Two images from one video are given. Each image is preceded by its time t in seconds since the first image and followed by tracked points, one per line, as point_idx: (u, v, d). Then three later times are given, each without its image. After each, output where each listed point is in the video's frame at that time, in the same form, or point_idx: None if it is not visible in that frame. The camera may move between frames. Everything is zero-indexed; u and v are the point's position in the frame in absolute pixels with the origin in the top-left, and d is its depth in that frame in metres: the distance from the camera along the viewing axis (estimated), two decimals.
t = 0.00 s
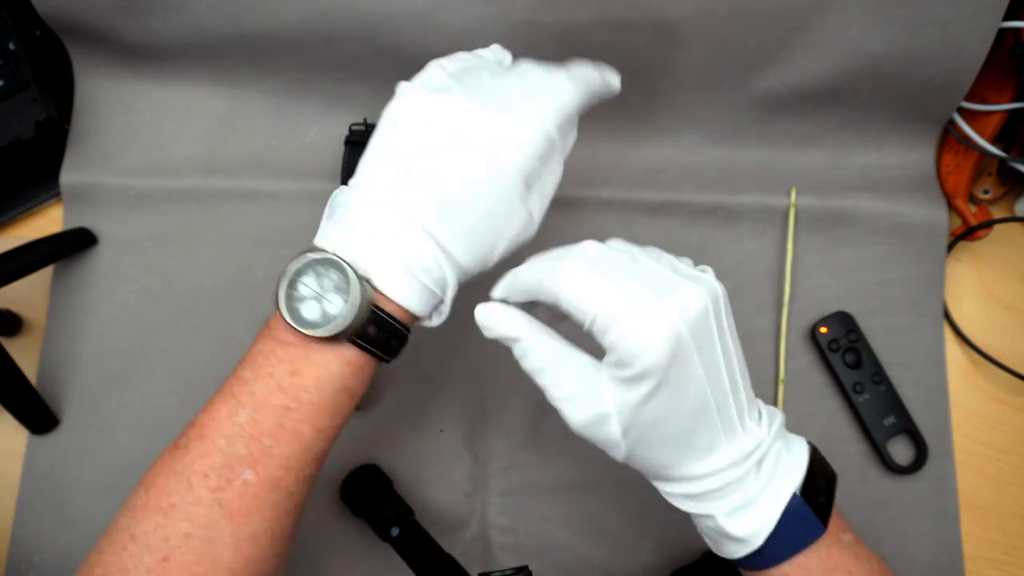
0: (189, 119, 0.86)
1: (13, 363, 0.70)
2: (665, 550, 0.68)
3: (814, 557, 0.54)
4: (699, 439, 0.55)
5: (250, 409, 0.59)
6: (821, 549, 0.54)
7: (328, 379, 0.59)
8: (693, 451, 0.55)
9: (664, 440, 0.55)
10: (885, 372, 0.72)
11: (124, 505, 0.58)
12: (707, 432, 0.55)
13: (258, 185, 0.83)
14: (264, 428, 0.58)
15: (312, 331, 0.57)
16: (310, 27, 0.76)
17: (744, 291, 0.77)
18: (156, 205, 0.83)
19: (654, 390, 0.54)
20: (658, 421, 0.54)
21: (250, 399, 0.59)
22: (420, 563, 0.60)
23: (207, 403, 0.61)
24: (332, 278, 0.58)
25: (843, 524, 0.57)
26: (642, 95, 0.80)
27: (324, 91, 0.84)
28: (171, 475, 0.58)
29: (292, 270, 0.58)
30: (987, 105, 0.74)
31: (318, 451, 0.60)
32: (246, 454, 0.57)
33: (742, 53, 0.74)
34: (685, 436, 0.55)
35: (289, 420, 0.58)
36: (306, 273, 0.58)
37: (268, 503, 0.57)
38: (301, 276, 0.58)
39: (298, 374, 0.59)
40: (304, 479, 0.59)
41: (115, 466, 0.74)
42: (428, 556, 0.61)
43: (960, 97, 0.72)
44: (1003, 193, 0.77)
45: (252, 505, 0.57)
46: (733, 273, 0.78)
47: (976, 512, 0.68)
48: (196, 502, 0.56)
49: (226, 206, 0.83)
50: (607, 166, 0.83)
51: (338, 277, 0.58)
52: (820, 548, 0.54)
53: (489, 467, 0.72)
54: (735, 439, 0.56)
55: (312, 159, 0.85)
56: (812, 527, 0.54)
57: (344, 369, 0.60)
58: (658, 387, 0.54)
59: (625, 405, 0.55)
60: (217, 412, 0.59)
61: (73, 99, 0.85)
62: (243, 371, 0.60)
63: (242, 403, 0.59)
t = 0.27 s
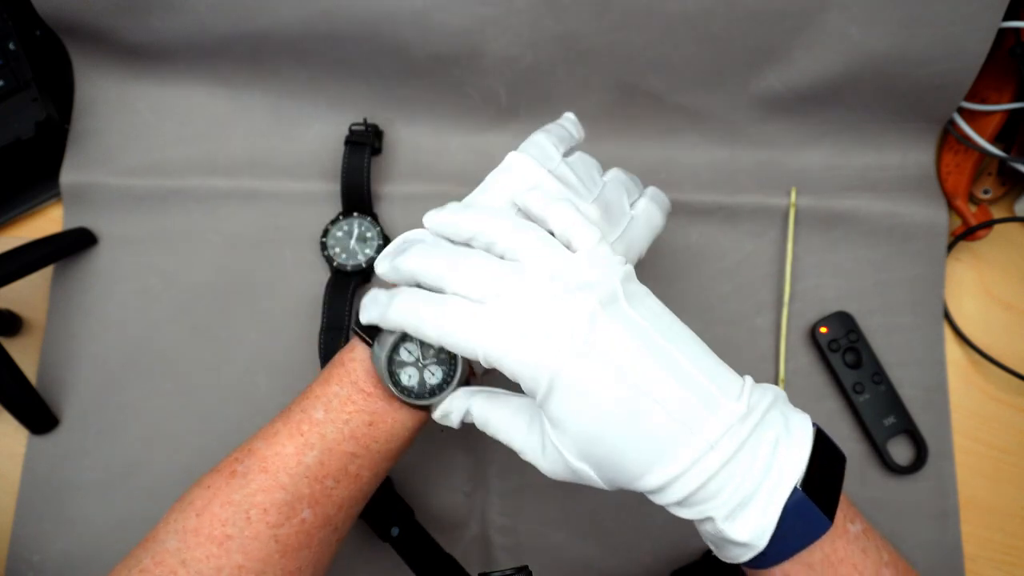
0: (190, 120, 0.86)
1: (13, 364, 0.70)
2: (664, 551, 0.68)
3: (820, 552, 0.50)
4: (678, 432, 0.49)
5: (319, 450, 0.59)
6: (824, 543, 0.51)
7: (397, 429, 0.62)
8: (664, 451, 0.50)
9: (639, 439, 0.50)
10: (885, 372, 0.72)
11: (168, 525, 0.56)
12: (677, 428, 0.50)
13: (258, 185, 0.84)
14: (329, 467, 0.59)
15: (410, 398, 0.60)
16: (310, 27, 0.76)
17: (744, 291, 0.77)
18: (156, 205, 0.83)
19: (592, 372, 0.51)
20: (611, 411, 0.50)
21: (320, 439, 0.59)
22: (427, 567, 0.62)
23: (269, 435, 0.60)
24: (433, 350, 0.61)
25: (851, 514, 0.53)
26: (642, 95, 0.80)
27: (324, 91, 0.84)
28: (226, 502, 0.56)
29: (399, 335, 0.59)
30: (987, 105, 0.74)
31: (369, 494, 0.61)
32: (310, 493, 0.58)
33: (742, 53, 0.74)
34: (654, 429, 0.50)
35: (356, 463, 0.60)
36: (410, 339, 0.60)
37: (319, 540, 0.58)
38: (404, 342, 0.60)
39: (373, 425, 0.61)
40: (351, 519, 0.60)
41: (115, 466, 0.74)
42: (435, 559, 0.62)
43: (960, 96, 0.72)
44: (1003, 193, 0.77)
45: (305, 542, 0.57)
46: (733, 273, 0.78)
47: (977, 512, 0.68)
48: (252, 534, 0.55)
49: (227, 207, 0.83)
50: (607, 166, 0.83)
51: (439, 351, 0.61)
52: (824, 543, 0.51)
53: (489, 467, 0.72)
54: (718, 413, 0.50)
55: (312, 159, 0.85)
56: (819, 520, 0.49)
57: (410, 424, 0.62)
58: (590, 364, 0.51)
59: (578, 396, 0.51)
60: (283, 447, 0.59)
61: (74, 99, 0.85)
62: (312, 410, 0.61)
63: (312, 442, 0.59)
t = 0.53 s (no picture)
0: (190, 120, 0.86)
1: (13, 364, 0.70)
2: (664, 551, 0.68)
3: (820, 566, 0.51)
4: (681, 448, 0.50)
5: (322, 448, 0.59)
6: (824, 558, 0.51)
7: (402, 428, 0.61)
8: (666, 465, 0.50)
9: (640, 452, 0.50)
10: (885, 373, 0.72)
11: (179, 521, 0.57)
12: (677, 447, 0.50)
13: (258, 185, 0.84)
14: (333, 465, 0.59)
15: (412, 396, 0.59)
16: (310, 27, 0.76)
17: (744, 291, 0.77)
18: (156, 205, 0.83)
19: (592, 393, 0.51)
20: (613, 422, 0.50)
21: (323, 437, 0.59)
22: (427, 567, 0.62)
23: (275, 433, 0.60)
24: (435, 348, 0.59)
25: (854, 528, 0.53)
26: (643, 95, 0.80)
27: (324, 91, 0.84)
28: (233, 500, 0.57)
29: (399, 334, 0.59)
30: (987, 105, 0.74)
31: (376, 495, 0.61)
32: (313, 491, 0.58)
33: (742, 53, 0.74)
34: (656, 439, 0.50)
35: (360, 462, 0.59)
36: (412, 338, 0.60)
37: (323, 540, 0.58)
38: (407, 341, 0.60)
39: (375, 422, 0.60)
40: (358, 519, 0.60)
41: (115, 466, 0.74)
42: (433, 558, 0.62)
43: (959, 96, 0.72)
44: (1003, 193, 0.77)
45: (309, 540, 0.57)
46: (733, 273, 0.78)
47: (976, 512, 0.68)
48: (258, 531, 0.56)
49: (227, 206, 0.83)
50: (607, 166, 0.83)
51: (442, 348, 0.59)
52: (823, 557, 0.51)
53: (489, 468, 0.72)
54: (723, 429, 0.50)
55: (312, 159, 0.85)
56: (817, 535, 0.49)
57: (415, 423, 0.62)
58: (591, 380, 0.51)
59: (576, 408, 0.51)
60: (288, 445, 0.59)
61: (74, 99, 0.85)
62: (316, 408, 0.61)
63: (315, 440, 0.59)
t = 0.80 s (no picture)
0: (190, 120, 0.86)
1: (14, 364, 0.70)
2: (665, 551, 0.68)
3: None
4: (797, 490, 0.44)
5: (323, 447, 0.59)
6: None
7: (401, 428, 0.61)
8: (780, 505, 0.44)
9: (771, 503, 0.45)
10: (885, 373, 0.72)
11: (186, 520, 0.57)
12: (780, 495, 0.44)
13: (258, 185, 0.84)
14: (333, 464, 0.59)
15: (409, 395, 0.60)
16: (311, 27, 0.77)
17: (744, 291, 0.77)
18: (156, 205, 0.83)
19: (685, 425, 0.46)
20: (726, 465, 0.44)
21: (323, 437, 0.60)
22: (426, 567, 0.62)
23: (277, 435, 0.61)
24: (430, 349, 0.61)
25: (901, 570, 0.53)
26: (643, 95, 0.80)
27: (324, 91, 0.84)
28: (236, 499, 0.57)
29: (395, 335, 0.61)
30: (987, 105, 0.74)
31: (376, 495, 0.61)
32: (314, 489, 0.58)
33: (742, 53, 0.74)
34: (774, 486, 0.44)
35: (360, 461, 0.59)
36: (408, 339, 0.61)
37: (324, 538, 0.57)
38: (403, 342, 0.61)
39: (373, 422, 0.61)
40: (358, 520, 0.60)
41: (114, 466, 0.74)
42: (433, 558, 0.62)
43: (959, 96, 0.72)
44: (1003, 193, 0.77)
45: (310, 539, 0.57)
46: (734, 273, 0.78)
47: (977, 512, 0.68)
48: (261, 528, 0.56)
49: (227, 206, 0.83)
50: (606, 166, 0.83)
51: (438, 348, 0.60)
52: None
53: (489, 468, 0.72)
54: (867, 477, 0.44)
55: (312, 159, 0.85)
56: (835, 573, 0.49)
57: (413, 423, 0.62)
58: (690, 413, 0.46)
59: (746, 447, 0.42)
60: (289, 445, 0.59)
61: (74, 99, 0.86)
62: (318, 410, 0.61)
63: (316, 440, 0.60)
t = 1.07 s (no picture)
0: (190, 120, 0.86)
1: (14, 363, 0.70)
2: (665, 551, 0.68)
3: None
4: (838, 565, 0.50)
5: (336, 420, 0.59)
6: None
7: (411, 400, 0.61)
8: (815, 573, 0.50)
9: None
10: (885, 373, 0.72)
11: (204, 494, 0.57)
12: None
13: (258, 185, 0.84)
14: (346, 436, 0.59)
15: (419, 369, 0.60)
16: (311, 28, 0.77)
17: (744, 291, 0.77)
18: (156, 205, 0.84)
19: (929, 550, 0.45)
20: None
21: (336, 410, 0.60)
22: (423, 566, 0.61)
23: (291, 410, 0.61)
24: (438, 324, 0.61)
25: None
26: (643, 96, 0.80)
27: (324, 91, 0.84)
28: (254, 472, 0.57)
29: (404, 312, 0.61)
30: (987, 105, 0.74)
31: (388, 467, 0.61)
32: (329, 461, 0.58)
33: (742, 53, 0.74)
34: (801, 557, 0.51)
35: (372, 434, 0.60)
36: (417, 315, 0.61)
37: (339, 508, 0.58)
38: (412, 318, 0.61)
39: (385, 395, 0.61)
40: (371, 491, 0.60)
41: (115, 466, 0.74)
42: (430, 558, 0.61)
43: (959, 96, 0.72)
44: (1003, 193, 0.77)
45: (326, 508, 0.57)
46: (734, 273, 0.78)
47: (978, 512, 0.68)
48: (278, 499, 0.56)
49: (227, 206, 0.83)
50: (607, 166, 0.83)
51: (446, 323, 0.61)
52: None
53: (489, 467, 0.72)
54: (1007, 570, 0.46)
55: (313, 159, 0.85)
56: None
57: (423, 395, 0.62)
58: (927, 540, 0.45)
59: None
60: (304, 419, 0.59)
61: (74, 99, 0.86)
62: (330, 385, 0.62)
63: (329, 414, 0.60)
